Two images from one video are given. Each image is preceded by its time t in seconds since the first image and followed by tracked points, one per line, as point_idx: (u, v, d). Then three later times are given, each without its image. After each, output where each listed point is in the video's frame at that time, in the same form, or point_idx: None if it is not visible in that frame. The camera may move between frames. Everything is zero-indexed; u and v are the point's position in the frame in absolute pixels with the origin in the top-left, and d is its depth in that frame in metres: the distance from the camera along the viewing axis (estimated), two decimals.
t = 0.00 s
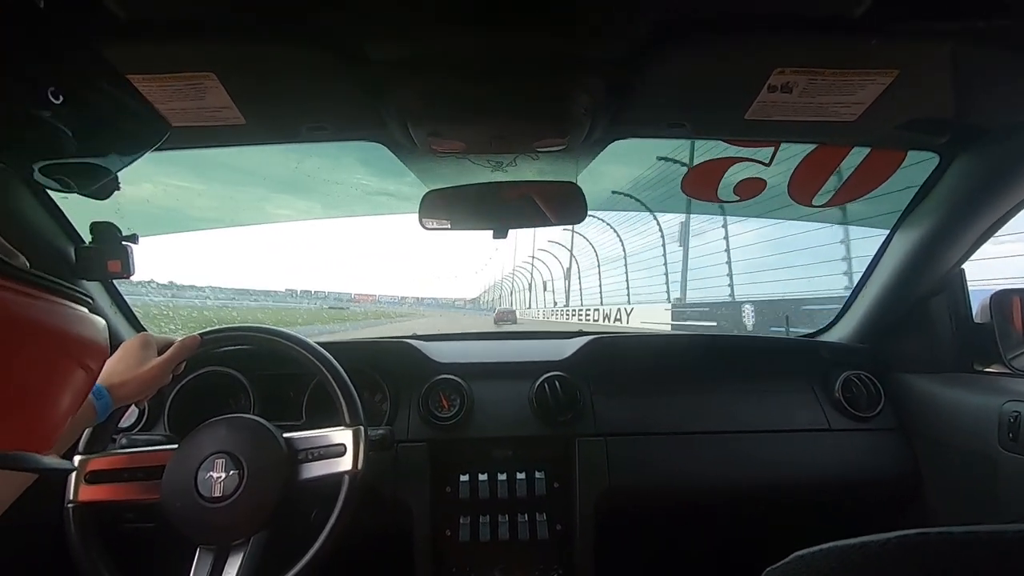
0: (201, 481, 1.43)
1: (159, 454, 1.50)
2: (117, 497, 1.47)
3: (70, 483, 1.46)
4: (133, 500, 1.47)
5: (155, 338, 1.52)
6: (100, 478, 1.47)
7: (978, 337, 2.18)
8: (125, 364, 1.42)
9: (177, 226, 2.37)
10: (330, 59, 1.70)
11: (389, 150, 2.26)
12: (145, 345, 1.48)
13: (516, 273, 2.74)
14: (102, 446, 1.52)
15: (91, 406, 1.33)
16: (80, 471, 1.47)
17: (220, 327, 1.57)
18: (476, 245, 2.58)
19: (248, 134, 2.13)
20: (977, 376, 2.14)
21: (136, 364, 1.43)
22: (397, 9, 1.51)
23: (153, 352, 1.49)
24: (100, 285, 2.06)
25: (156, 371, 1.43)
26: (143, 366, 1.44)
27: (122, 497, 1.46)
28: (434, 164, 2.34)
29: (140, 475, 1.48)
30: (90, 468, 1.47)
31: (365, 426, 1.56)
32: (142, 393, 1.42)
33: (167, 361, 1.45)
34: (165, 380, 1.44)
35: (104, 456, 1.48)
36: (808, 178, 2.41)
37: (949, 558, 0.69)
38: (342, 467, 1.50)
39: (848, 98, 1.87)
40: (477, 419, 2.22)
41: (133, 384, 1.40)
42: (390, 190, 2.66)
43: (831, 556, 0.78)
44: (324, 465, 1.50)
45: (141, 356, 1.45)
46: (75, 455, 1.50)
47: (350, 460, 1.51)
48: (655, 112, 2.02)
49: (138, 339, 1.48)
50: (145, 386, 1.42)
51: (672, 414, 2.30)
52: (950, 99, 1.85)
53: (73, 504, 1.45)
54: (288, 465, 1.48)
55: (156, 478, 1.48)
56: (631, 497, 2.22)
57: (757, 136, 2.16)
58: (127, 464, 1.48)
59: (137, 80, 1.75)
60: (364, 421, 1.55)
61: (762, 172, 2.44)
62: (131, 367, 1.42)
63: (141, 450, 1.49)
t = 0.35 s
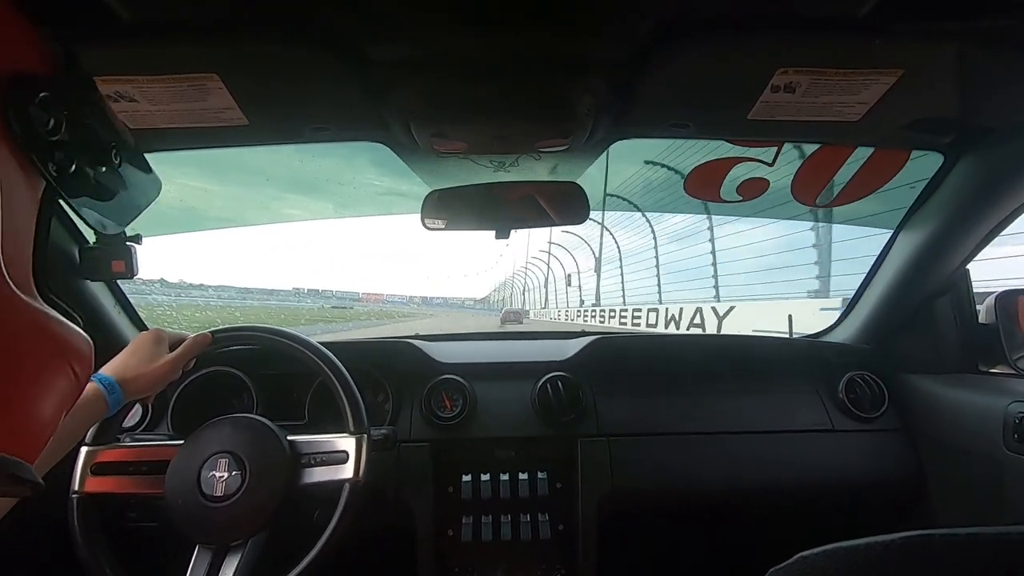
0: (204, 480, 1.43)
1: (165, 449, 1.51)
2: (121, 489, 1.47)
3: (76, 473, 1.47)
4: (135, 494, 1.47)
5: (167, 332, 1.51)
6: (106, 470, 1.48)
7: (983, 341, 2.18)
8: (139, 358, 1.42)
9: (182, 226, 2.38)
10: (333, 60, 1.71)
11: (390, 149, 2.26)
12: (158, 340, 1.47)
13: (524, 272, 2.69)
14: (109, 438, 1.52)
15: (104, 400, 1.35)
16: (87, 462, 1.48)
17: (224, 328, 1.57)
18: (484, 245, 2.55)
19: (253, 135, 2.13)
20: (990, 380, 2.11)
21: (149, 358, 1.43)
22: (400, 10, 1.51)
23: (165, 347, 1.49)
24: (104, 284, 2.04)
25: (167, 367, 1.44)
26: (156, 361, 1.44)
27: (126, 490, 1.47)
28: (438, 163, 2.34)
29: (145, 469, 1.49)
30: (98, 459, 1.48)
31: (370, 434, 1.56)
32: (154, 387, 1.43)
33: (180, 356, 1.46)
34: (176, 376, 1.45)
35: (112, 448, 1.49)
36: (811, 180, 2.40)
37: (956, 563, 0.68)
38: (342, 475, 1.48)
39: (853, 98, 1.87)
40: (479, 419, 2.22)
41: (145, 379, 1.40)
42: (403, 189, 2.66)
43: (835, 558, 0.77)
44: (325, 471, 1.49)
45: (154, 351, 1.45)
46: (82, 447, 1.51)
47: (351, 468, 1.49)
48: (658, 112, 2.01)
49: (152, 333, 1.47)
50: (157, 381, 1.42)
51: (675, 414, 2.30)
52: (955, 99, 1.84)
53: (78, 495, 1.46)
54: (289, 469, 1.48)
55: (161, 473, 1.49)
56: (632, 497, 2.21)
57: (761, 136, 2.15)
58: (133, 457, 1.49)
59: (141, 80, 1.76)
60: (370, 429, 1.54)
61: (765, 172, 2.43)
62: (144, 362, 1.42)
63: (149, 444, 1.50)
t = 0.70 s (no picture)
0: (208, 477, 1.44)
1: (171, 445, 1.52)
2: (124, 484, 1.48)
3: (82, 468, 1.49)
4: (137, 489, 1.48)
5: (173, 329, 1.51)
6: (111, 465, 1.49)
7: (987, 339, 2.17)
8: (145, 354, 1.41)
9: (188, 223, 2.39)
10: (337, 59, 1.71)
11: (394, 147, 2.26)
12: (164, 337, 1.47)
13: (529, 270, 2.72)
14: (116, 433, 1.53)
15: (108, 395, 1.35)
16: (93, 455, 1.49)
17: (230, 325, 1.58)
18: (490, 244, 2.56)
19: (257, 133, 2.13)
20: (994, 380, 2.14)
21: (155, 355, 1.42)
22: (404, 9, 1.51)
23: (171, 344, 1.48)
24: (109, 282, 2.05)
25: (173, 364, 1.43)
26: (162, 358, 1.43)
27: (129, 484, 1.48)
28: (442, 162, 2.34)
29: (149, 464, 1.50)
30: (103, 454, 1.49)
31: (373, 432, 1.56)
32: (158, 383, 1.42)
33: (186, 354, 1.46)
34: (182, 373, 1.44)
35: (118, 443, 1.50)
36: (814, 178, 2.40)
37: (959, 564, 0.68)
38: (347, 472, 1.50)
39: (858, 97, 1.86)
40: (482, 417, 2.22)
41: (150, 375, 1.40)
42: (411, 189, 2.67)
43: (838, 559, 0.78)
44: (330, 467, 1.51)
45: (160, 348, 1.44)
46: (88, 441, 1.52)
47: (355, 465, 1.51)
48: (661, 111, 2.01)
49: (158, 330, 1.47)
50: (161, 377, 1.42)
51: (679, 414, 2.30)
52: (960, 99, 1.83)
53: (83, 488, 1.47)
54: (294, 467, 1.48)
55: (165, 468, 1.50)
56: (634, 496, 2.22)
57: (766, 136, 2.14)
58: (137, 452, 1.50)
59: (146, 79, 1.76)
60: (374, 428, 1.55)
61: (769, 171, 2.43)
62: (150, 358, 1.42)
63: (154, 439, 1.51)
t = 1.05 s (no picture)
0: (213, 477, 1.45)
1: (177, 441, 1.52)
2: (131, 479, 1.49)
3: (91, 460, 1.50)
4: (142, 485, 1.49)
5: (184, 327, 1.52)
6: (119, 459, 1.50)
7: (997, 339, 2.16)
8: (156, 351, 1.42)
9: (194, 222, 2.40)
10: (340, 59, 1.71)
11: (398, 148, 2.26)
12: (175, 334, 1.48)
13: (531, 271, 2.63)
14: (124, 427, 1.54)
15: (119, 390, 1.35)
16: (102, 449, 1.50)
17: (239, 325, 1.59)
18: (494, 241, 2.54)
19: (262, 134, 2.14)
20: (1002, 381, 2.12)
21: (166, 352, 1.43)
22: (407, 9, 1.51)
23: (182, 342, 1.49)
24: (116, 282, 2.05)
25: (184, 361, 1.44)
26: (173, 354, 1.44)
27: (136, 480, 1.49)
28: (446, 162, 2.34)
29: (156, 460, 1.50)
30: (112, 448, 1.50)
31: (377, 440, 1.55)
32: (170, 380, 1.42)
33: (197, 351, 1.46)
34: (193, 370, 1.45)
35: (126, 437, 1.51)
36: (819, 180, 2.39)
37: (965, 566, 0.68)
38: (347, 479, 1.49)
39: (863, 97, 1.85)
40: (486, 417, 2.22)
41: (162, 371, 1.40)
42: (416, 189, 2.68)
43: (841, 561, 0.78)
44: (332, 472, 1.51)
45: (171, 345, 1.45)
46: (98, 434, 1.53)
47: (357, 474, 1.50)
48: (665, 111, 2.01)
49: (169, 327, 1.48)
50: (173, 374, 1.42)
51: (683, 415, 2.29)
52: (966, 98, 1.82)
53: (91, 481, 1.48)
54: (298, 469, 1.49)
55: (170, 464, 1.50)
56: (639, 496, 2.21)
57: (771, 135, 2.13)
58: (143, 447, 1.50)
59: (152, 80, 1.77)
60: (378, 434, 1.54)
61: (776, 171, 2.40)
62: (162, 355, 1.42)
63: (160, 435, 1.51)
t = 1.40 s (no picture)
0: (214, 475, 1.45)
1: (178, 440, 1.52)
2: (133, 478, 1.49)
3: (92, 459, 1.50)
4: (143, 484, 1.50)
5: (185, 326, 1.52)
6: (121, 458, 1.50)
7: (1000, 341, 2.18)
8: (157, 349, 1.42)
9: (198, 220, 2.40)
10: (342, 59, 1.71)
11: (400, 147, 2.27)
12: (176, 333, 1.48)
13: (535, 268, 2.67)
14: (125, 426, 1.54)
15: (119, 389, 1.34)
16: (103, 448, 1.51)
17: (234, 325, 1.58)
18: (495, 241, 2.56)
19: (263, 133, 2.14)
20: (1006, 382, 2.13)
21: (167, 350, 1.43)
22: (408, 8, 1.51)
23: (182, 341, 1.49)
24: (118, 280, 2.06)
25: (185, 359, 1.44)
26: (174, 353, 1.44)
27: (137, 479, 1.49)
28: (448, 161, 2.34)
29: (157, 459, 1.50)
30: (114, 447, 1.50)
31: (377, 438, 1.56)
32: (171, 378, 1.42)
33: (198, 350, 1.46)
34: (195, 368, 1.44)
35: (127, 436, 1.51)
36: (820, 181, 2.39)
37: (965, 566, 0.68)
38: (348, 477, 1.49)
39: (865, 97, 1.85)
40: (486, 417, 2.22)
41: (162, 370, 1.40)
42: (417, 188, 2.68)
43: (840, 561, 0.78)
44: (333, 470, 1.51)
45: (171, 343, 1.45)
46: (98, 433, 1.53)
47: (357, 471, 1.50)
48: (667, 111, 2.00)
49: (169, 326, 1.47)
50: (174, 372, 1.42)
51: (684, 415, 2.29)
52: (969, 99, 1.82)
53: (92, 480, 1.48)
54: (299, 467, 1.49)
55: (172, 463, 1.50)
56: (639, 496, 2.21)
57: (773, 136, 2.13)
58: (145, 446, 1.50)
59: (154, 79, 1.77)
60: (379, 432, 1.54)
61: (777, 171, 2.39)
62: (163, 353, 1.42)
63: (161, 435, 1.51)
